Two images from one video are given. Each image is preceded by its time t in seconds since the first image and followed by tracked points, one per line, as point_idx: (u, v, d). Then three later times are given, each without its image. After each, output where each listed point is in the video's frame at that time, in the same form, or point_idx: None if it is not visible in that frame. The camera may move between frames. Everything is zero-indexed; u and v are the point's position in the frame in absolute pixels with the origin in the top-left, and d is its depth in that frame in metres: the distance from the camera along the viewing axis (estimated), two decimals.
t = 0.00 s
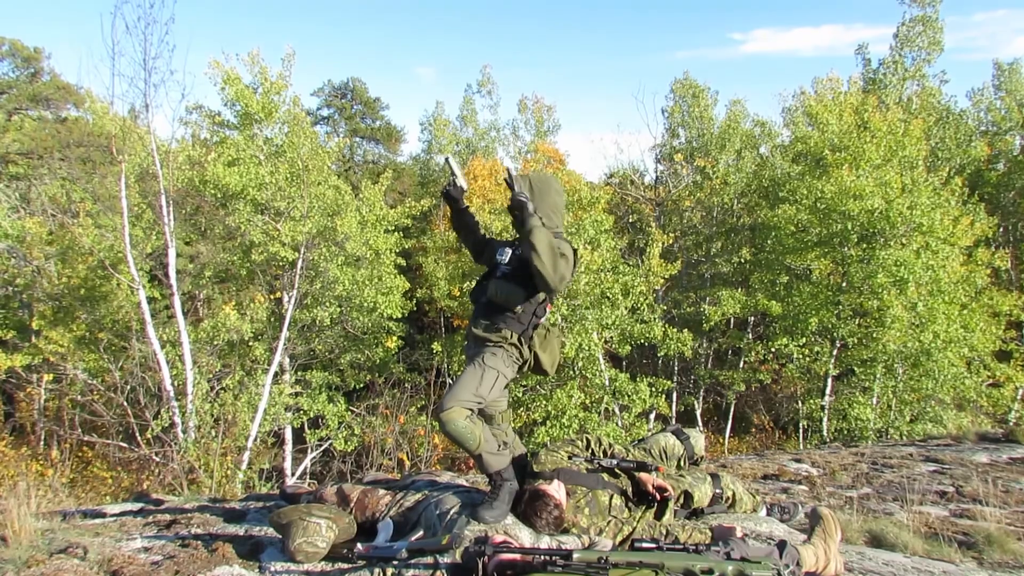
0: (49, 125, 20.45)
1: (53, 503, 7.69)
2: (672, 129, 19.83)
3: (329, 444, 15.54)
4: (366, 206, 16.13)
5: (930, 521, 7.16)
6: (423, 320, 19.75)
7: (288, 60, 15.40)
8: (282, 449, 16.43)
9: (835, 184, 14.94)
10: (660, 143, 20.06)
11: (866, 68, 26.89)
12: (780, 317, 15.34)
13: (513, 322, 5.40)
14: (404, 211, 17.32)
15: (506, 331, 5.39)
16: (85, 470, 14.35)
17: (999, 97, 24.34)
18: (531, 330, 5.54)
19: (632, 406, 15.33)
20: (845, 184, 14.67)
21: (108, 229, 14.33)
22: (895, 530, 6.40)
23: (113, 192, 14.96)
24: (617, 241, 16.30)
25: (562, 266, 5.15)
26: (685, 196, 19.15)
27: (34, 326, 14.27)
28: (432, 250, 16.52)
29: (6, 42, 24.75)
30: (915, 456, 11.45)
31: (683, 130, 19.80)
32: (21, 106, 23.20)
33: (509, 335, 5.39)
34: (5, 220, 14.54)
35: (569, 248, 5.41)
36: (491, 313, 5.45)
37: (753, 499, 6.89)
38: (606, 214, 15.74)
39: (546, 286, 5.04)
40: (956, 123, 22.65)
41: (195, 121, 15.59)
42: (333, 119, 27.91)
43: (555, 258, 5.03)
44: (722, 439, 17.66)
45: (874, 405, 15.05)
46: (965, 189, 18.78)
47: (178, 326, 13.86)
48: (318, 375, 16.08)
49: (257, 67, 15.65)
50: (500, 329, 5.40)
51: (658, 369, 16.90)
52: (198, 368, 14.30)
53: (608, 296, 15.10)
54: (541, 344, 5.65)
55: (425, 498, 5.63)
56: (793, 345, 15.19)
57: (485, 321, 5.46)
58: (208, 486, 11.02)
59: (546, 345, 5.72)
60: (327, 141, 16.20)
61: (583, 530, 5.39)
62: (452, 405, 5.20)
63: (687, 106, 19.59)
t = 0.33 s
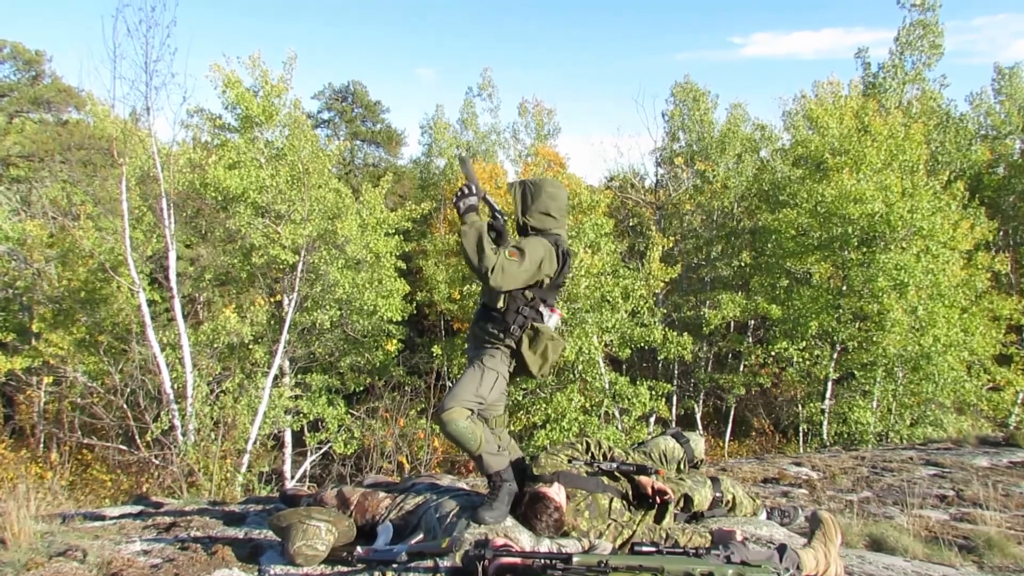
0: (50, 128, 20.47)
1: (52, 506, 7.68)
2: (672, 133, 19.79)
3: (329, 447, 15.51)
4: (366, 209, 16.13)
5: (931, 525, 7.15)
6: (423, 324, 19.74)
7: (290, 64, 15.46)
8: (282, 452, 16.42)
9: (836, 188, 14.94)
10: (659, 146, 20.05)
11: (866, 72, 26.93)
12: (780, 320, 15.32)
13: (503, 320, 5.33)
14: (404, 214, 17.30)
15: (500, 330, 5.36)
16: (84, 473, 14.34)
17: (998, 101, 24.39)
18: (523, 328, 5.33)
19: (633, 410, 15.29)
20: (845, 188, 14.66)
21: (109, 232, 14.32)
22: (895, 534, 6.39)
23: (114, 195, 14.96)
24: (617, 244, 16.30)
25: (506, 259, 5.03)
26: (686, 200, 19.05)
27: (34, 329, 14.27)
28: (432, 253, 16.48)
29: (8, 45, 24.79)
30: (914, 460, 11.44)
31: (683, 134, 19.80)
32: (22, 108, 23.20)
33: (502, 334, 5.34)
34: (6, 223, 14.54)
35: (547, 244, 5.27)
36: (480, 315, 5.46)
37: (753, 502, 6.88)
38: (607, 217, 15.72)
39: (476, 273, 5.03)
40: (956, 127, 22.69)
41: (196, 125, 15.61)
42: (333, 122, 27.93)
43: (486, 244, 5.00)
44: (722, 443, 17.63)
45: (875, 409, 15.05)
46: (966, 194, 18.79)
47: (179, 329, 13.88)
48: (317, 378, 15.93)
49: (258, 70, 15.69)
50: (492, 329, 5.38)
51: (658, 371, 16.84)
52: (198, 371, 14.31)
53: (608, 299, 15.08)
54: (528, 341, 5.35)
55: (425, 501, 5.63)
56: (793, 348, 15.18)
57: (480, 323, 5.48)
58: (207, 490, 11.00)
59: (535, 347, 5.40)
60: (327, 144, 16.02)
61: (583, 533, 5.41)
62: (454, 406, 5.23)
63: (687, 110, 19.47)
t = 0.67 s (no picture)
0: (50, 131, 20.46)
1: (51, 512, 7.66)
2: (671, 137, 19.89)
3: (328, 451, 15.48)
4: (366, 213, 16.13)
5: (929, 531, 7.16)
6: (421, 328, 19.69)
7: (289, 68, 15.48)
8: (280, 456, 16.35)
9: (834, 192, 14.93)
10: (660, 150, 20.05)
11: (864, 79, 26.98)
12: (779, 324, 15.33)
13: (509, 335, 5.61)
14: (403, 217, 17.28)
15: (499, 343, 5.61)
16: (82, 477, 14.29)
17: (997, 105, 24.45)
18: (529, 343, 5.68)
19: (632, 414, 15.27)
20: (845, 193, 14.69)
21: (108, 235, 14.31)
22: (894, 540, 6.40)
23: (113, 198, 14.95)
24: (616, 248, 16.24)
25: (550, 288, 5.34)
26: (685, 205, 19.06)
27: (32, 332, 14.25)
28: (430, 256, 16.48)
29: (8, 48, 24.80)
30: (913, 465, 11.44)
31: (682, 137, 19.87)
32: (21, 110, 23.18)
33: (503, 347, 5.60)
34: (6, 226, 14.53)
35: (567, 264, 5.62)
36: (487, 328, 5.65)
37: (751, 508, 6.87)
38: (606, 221, 15.73)
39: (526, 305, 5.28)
40: (955, 133, 22.75)
41: (196, 128, 15.59)
42: (333, 126, 27.95)
43: (537, 279, 5.25)
44: (721, 447, 17.58)
45: (873, 413, 15.09)
46: (964, 199, 18.82)
47: (179, 333, 13.90)
48: (316, 383, 15.81)
49: (257, 74, 15.71)
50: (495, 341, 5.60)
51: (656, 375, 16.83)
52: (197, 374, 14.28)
53: (606, 303, 15.08)
54: (533, 357, 5.67)
55: (423, 507, 5.61)
56: (792, 352, 15.18)
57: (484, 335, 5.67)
58: (206, 494, 10.98)
59: (539, 363, 5.75)
60: (327, 147, 15.92)
61: (581, 540, 5.40)
62: (432, 415, 5.38)
63: (686, 115, 19.64)
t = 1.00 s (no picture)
0: None
1: None
2: (677, 127, 18.03)
3: (296, 474, 13.81)
4: (339, 210, 14.63)
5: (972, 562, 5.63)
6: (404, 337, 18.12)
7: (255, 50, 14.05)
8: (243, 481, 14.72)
9: (855, 188, 13.67)
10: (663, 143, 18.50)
11: (887, 61, 25.65)
12: (794, 334, 13.94)
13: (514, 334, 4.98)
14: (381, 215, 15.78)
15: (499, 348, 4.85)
16: (17, 505, 12.68)
17: None
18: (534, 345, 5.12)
19: (632, 432, 13.80)
20: (865, 189, 13.44)
21: (49, 233, 12.79)
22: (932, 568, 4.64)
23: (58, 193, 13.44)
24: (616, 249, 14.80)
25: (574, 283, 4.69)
26: (691, 202, 17.55)
27: None
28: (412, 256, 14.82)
29: None
30: (945, 488, 10.04)
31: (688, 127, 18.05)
32: None
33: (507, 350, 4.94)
34: None
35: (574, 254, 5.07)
36: (491, 326, 4.79)
37: (769, 535, 5.20)
38: (605, 219, 14.31)
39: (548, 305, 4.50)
40: (985, 123, 21.40)
41: (151, 116, 14.09)
42: (304, 114, 26.43)
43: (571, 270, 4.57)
44: (732, 468, 16.08)
45: (899, 431, 13.40)
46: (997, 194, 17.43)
47: (128, 343, 12.37)
48: (283, 398, 13.94)
49: (220, 56, 14.28)
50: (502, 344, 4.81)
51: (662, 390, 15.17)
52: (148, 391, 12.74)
53: (603, 309, 13.67)
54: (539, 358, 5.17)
55: (403, 534, 4.90)
56: (809, 364, 13.79)
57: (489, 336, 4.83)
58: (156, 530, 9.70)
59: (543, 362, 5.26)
60: (298, 139, 14.52)
61: (580, 572, 4.54)
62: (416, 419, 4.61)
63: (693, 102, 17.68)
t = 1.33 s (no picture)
0: None
1: None
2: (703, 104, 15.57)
3: (253, 516, 11.65)
4: (307, 202, 12.43)
5: None
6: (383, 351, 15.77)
7: (207, 12, 11.87)
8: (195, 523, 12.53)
9: (913, 175, 11.33)
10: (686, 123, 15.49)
11: (948, 31, 23.17)
12: (844, 348, 11.80)
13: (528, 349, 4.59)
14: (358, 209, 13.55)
15: (505, 366, 4.48)
16: None
17: None
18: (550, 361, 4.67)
19: (653, 465, 11.68)
20: (926, 176, 11.08)
21: None
22: None
23: None
24: (633, 248, 12.61)
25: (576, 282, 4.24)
26: (721, 192, 14.90)
27: None
28: (391, 257, 12.44)
29: None
30: None
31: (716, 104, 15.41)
32: None
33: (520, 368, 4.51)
34: None
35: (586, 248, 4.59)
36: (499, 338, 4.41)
37: None
38: (620, 213, 12.16)
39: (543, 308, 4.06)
40: None
41: (84, 92, 11.89)
42: (266, 91, 23.12)
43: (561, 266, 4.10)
44: (771, 507, 13.84)
45: (970, 463, 11.30)
46: None
47: (58, 360, 10.18)
48: (240, 425, 11.66)
49: (166, 22, 12.12)
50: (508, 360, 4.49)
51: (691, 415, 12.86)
52: (82, 417, 10.60)
53: (618, 320, 11.58)
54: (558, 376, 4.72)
55: None
56: (862, 384, 11.60)
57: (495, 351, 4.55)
58: None
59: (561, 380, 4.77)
60: (257, 120, 12.30)
61: None
62: (420, 447, 4.05)
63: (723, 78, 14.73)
